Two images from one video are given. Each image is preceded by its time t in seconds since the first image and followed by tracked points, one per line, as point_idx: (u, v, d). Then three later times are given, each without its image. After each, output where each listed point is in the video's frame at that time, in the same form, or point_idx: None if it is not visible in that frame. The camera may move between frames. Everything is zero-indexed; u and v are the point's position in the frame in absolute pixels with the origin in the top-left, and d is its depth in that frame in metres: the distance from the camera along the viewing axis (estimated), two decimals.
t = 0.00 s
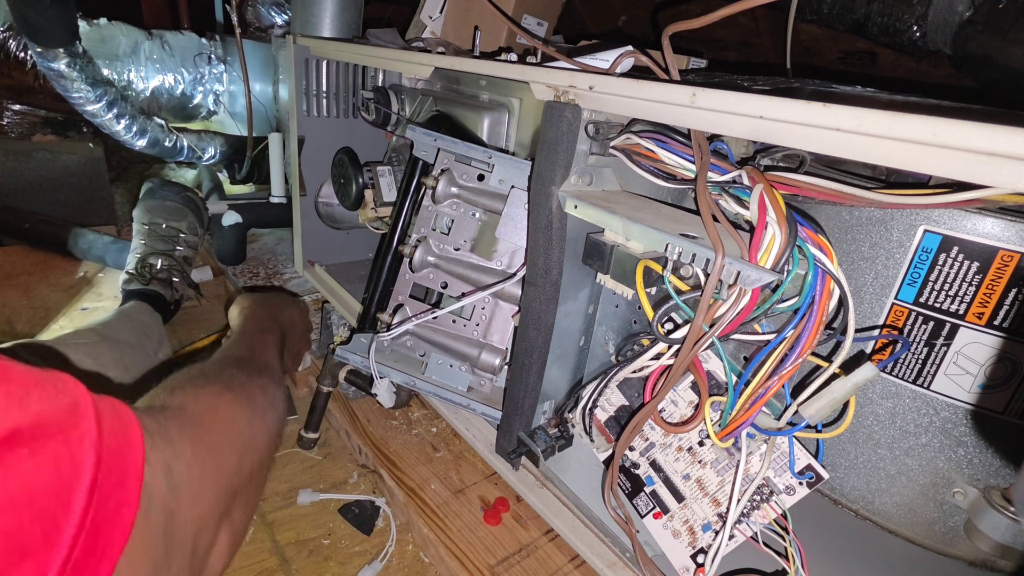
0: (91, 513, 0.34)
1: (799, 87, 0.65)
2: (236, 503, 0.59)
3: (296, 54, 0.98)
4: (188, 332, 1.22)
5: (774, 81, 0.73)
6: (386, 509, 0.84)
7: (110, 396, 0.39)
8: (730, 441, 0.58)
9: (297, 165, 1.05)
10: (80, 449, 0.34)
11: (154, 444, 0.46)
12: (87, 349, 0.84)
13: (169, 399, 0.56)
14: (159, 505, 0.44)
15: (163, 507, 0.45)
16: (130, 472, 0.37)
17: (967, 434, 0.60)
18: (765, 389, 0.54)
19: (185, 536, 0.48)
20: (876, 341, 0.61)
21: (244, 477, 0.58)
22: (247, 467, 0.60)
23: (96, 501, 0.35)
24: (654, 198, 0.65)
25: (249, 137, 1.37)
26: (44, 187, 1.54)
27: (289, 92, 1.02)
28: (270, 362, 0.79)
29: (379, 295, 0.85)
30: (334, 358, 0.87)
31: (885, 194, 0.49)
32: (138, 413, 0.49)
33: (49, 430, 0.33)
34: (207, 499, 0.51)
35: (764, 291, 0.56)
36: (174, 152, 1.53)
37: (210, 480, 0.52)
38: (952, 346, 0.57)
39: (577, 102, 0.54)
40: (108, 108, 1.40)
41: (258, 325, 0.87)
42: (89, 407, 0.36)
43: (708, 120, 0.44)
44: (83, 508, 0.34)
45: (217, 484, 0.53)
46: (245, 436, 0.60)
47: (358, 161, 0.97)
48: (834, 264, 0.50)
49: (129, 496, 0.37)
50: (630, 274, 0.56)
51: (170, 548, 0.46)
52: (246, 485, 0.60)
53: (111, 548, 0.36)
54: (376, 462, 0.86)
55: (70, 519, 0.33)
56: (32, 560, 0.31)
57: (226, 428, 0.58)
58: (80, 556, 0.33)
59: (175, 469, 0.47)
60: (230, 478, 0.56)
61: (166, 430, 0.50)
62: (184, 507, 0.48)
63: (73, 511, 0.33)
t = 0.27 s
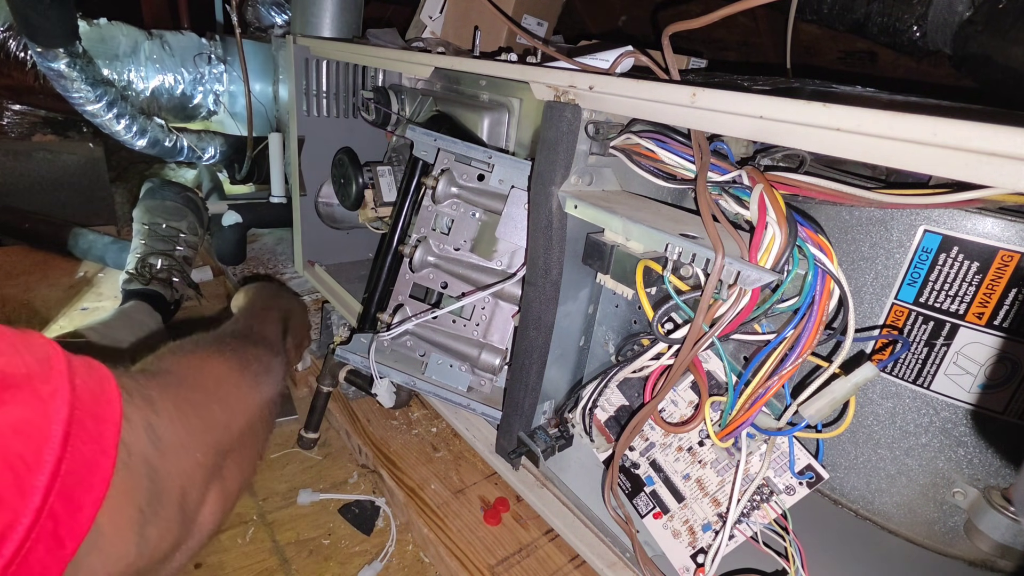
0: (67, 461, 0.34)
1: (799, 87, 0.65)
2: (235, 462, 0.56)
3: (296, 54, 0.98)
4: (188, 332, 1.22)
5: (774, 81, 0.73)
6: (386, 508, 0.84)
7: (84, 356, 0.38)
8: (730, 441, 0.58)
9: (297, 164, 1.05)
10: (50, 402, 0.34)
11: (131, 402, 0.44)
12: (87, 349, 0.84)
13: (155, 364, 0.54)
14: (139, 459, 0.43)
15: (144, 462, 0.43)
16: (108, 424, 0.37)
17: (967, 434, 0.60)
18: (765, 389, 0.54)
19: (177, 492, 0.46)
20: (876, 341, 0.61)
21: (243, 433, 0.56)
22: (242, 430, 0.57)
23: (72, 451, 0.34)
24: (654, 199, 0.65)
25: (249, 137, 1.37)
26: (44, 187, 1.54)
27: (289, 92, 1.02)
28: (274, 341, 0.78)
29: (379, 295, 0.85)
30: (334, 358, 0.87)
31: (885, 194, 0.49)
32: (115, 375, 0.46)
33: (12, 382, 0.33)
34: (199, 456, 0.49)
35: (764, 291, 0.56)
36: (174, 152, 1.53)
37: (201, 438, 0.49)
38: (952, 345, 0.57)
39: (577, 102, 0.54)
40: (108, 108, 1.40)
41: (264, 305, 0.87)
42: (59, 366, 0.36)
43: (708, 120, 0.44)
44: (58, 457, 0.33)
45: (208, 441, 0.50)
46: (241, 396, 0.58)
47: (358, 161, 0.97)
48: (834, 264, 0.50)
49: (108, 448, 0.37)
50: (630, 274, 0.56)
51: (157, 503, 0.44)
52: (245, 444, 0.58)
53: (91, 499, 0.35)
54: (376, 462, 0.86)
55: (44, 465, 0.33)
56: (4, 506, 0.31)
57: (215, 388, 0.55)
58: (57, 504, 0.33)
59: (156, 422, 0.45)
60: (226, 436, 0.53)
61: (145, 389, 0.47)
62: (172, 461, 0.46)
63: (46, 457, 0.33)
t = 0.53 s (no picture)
0: (53, 466, 0.34)
1: (800, 87, 0.65)
2: (227, 463, 0.56)
3: (296, 54, 0.98)
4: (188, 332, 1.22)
5: (774, 81, 0.73)
6: (386, 508, 0.84)
7: (71, 359, 0.38)
8: (730, 441, 0.58)
9: (297, 164, 1.05)
10: (34, 407, 0.33)
11: (120, 402, 0.44)
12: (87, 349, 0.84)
13: (148, 366, 0.53)
14: (127, 459, 0.42)
15: (133, 461, 0.43)
16: (94, 427, 0.37)
17: (967, 434, 0.60)
18: (765, 389, 0.54)
19: (164, 491, 0.46)
20: (876, 341, 0.61)
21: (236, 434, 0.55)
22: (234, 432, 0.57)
23: (58, 456, 0.34)
24: (654, 198, 0.65)
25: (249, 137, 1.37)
26: (44, 187, 1.54)
27: (289, 92, 1.02)
28: (276, 343, 0.79)
29: (379, 295, 0.85)
30: (334, 358, 0.87)
31: (885, 194, 0.49)
32: (104, 375, 0.46)
33: None
34: (189, 456, 0.49)
35: (764, 291, 0.56)
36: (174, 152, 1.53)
37: (191, 438, 0.49)
38: (952, 345, 0.57)
39: (578, 102, 0.54)
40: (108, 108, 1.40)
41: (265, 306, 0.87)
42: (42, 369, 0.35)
43: (708, 120, 0.44)
44: (43, 463, 0.33)
45: (199, 442, 0.50)
46: (233, 397, 0.57)
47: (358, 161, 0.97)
48: (834, 264, 0.50)
49: (94, 451, 0.36)
50: (630, 274, 0.56)
51: (144, 501, 0.44)
52: (237, 446, 0.57)
53: (77, 503, 0.35)
54: (376, 462, 0.86)
55: (29, 472, 0.32)
56: None
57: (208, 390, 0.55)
58: (44, 509, 0.33)
59: (144, 421, 0.45)
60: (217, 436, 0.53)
61: (134, 389, 0.47)
62: (161, 460, 0.45)
63: (32, 463, 0.33)
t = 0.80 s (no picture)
0: (58, 465, 0.33)
1: (799, 87, 0.65)
2: (233, 462, 0.56)
3: (296, 54, 0.98)
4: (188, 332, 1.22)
5: (774, 81, 0.73)
6: (386, 508, 0.84)
7: (77, 357, 0.37)
8: (730, 441, 0.58)
9: (297, 164, 1.05)
10: (40, 407, 0.33)
11: (127, 402, 0.44)
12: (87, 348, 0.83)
13: (155, 362, 0.53)
14: (132, 459, 0.42)
15: (138, 461, 0.42)
16: (101, 426, 0.36)
17: (967, 434, 0.60)
18: (765, 389, 0.54)
19: (172, 489, 0.46)
20: (876, 341, 0.61)
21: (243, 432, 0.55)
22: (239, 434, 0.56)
23: (64, 456, 0.34)
24: (654, 198, 0.65)
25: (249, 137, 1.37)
26: (44, 187, 1.54)
27: (289, 92, 1.02)
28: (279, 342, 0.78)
29: (379, 295, 0.85)
30: (334, 358, 0.87)
31: (885, 194, 0.49)
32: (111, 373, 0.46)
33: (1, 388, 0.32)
34: (196, 455, 0.49)
35: (764, 291, 0.56)
36: (174, 152, 1.53)
37: (195, 439, 0.49)
38: (952, 345, 0.57)
39: (577, 102, 0.54)
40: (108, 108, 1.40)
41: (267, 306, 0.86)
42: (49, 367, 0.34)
43: (708, 120, 0.44)
44: (49, 463, 0.32)
45: (207, 441, 0.50)
46: (240, 397, 0.57)
47: (358, 161, 0.97)
48: (834, 264, 0.50)
49: (101, 450, 0.36)
50: (630, 274, 0.56)
51: (151, 500, 0.44)
52: (244, 445, 0.57)
53: (83, 504, 0.35)
54: (376, 462, 0.86)
55: (34, 472, 0.32)
56: None
57: (215, 387, 0.55)
58: (49, 509, 0.33)
59: (151, 421, 0.44)
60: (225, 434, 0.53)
61: (142, 387, 0.46)
62: (167, 460, 0.45)
63: (37, 463, 0.32)
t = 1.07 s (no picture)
0: (23, 495, 0.33)
1: (799, 87, 0.65)
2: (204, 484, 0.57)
3: (296, 54, 0.98)
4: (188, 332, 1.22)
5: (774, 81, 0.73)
6: (386, 508, 0.84)
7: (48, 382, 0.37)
8: (730, 441, 0.58)
9: (297, 164, 1.05)
10: (7, 436, 0.33)
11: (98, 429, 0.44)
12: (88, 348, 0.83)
13: (132, 382, 0.53)
14: (102, 487, 0.43)
15: (109, 489, 0.43)
16: (66, 452, 0.36)
17: (967, 434, 0.60)
18: (765, 389, 0.54)
19: (139, 517, 0.46)
20: (876, 341, 0.61)
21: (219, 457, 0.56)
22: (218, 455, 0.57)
23: (29, 485, 0.33)
24: (654, 198, 0.65)
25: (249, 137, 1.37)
26: (44, 187, 1.54)
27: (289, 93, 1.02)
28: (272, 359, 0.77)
29: (379, 295, 0.85)
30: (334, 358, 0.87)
31: (885, 193, 0.49)
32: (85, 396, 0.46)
33: None
34: (169, 481, 0.49)
35: (764, 291, 0.56)
36: (174, 152, 1.53)
37: (174, 464, 0.50)
38: (952, 345, 0.57)
39: (577, 102, 0.54)
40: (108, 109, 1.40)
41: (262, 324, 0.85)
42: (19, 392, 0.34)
43: (708, 120, 0.44)
44: (14, 494, 0.32)
45: (181, 467, 0.51)
46: (222, 421, 0.58)
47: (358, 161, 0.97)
48: (834, 264, 0.50)
49: (67, 479, 0.36)
50: (630, 274, 0.56)
51: (116, 531, 0.44)
52: (217, 467, 0.59)
53: (46, 535, 0.35)
54: (376, 462, 0.86)
55: None
56: None
57: (196, 406, 0.55)
58: (9, 540, 0.33)
59: (124, 449, 0.45)
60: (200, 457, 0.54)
61: (115, 413, 0.47)
62: (142, 486, 0.46)
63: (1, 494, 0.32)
